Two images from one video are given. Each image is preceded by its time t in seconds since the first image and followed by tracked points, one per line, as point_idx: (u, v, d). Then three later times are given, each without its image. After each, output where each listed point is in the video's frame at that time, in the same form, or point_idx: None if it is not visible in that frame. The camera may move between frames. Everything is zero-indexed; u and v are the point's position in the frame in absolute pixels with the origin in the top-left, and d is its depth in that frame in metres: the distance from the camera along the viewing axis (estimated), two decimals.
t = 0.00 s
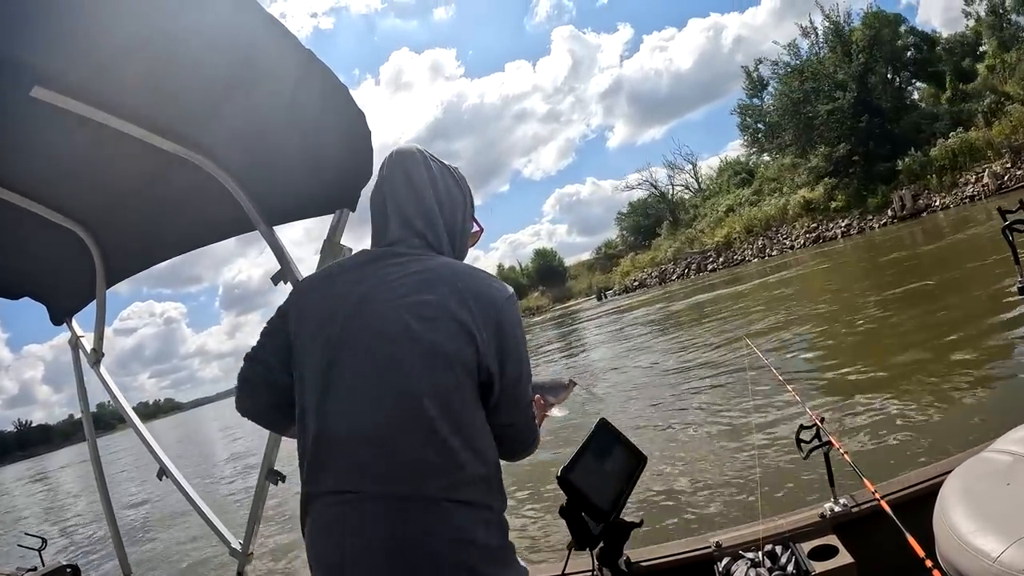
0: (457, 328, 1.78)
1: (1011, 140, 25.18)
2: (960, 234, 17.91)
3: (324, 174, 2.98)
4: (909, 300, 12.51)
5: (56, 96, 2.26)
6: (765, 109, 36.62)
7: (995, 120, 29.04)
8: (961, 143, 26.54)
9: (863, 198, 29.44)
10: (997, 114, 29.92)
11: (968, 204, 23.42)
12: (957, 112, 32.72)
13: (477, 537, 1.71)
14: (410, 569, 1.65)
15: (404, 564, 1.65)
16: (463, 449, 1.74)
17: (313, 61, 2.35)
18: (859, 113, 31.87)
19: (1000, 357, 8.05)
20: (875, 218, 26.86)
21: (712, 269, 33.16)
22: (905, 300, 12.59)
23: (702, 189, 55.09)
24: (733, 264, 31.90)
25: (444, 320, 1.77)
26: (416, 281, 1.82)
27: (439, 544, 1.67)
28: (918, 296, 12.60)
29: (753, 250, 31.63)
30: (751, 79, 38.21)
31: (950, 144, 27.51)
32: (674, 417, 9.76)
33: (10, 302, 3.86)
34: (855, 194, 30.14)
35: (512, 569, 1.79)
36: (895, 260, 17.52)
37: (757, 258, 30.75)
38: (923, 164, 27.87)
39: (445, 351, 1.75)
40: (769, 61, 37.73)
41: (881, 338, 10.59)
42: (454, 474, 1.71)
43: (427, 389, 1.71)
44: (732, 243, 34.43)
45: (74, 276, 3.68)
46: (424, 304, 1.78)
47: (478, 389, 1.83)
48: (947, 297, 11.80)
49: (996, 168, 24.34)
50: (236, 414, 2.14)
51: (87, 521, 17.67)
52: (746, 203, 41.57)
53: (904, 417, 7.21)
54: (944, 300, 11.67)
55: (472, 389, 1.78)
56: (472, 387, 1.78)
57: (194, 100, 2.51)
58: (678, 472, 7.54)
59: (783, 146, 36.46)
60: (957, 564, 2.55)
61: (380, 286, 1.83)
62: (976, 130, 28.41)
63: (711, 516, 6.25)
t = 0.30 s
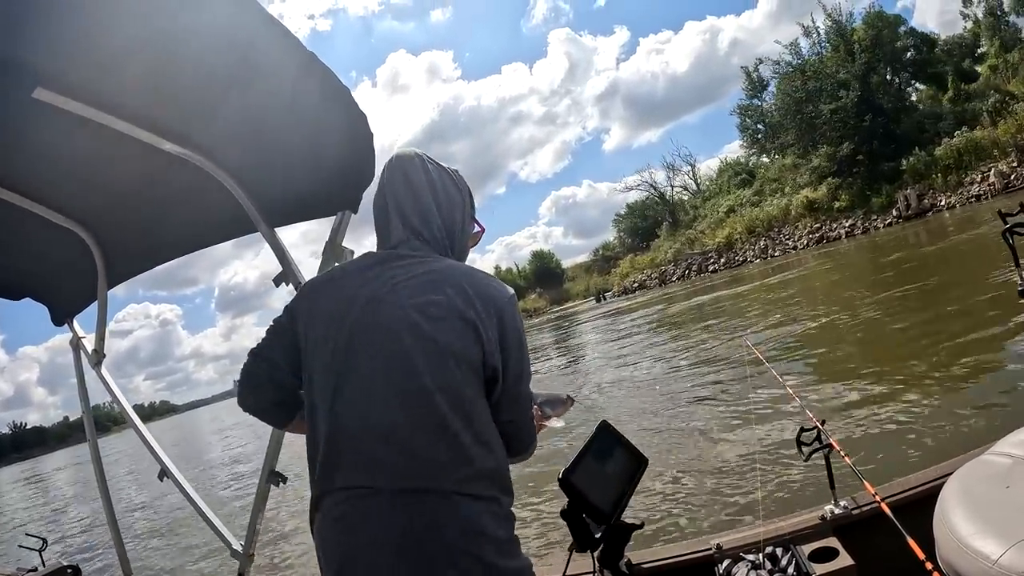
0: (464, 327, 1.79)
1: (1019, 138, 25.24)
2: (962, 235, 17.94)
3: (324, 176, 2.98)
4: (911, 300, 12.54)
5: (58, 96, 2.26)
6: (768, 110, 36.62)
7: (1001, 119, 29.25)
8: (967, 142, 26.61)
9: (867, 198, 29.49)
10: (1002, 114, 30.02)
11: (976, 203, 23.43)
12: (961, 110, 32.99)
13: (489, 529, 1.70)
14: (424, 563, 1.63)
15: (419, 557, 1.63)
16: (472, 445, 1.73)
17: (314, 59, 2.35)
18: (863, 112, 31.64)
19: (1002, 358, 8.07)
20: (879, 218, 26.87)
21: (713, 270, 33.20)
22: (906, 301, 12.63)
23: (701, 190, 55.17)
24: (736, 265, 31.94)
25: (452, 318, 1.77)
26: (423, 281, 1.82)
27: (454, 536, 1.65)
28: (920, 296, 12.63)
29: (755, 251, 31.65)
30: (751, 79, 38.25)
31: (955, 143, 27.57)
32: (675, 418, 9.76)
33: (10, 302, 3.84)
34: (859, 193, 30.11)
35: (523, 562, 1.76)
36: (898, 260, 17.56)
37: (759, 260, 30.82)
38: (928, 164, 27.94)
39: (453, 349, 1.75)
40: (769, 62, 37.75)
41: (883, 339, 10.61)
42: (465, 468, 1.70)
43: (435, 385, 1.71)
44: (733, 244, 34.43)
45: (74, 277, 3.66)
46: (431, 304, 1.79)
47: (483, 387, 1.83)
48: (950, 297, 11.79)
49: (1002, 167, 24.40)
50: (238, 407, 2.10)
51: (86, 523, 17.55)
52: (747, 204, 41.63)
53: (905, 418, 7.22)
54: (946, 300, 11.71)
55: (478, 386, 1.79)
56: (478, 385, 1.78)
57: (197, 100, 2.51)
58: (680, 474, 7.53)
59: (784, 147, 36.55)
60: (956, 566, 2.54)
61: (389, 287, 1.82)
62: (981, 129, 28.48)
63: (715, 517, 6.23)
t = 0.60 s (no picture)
0: (449, 343, 1.78)
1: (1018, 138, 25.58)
2: (961, 236, 18.04)
3: (320, 182, 2.97)
4: (910, 302, 12.60)
5: (55, 98, 2.27)
6: (766, 112, 36.69)
7: (1002, 119, 29.34)
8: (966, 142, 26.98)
9: (866, 199, 29.56)
10: (1002, 115, 30.19)
11: (977, 203, 23.54)
12: (960, 110, 33.63)
13: (464, 539, 1.70)
14: (401, 570, 1.63)
15: (395, 565, 1.63)
16: (449, 457, 1.73)
17: (313, 67, 2.35)
18: (861, 113, 31.33)
19: (1000, 359, 8.12)
20: (879, 219, 26.93)
21: (711, 272, 33.20)
22: (906, 302, 12.68)
23: (697, 192, 55.30)
24: (734, 267, 31.98)
25: (436, 333, 1.77)
26: (409, 299, 1.82)
27: (431, 544, 1.65)
28: (920, 298, 12.68)
29: (752, 253, 31.71)
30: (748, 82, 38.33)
31: (954, 144, 27.87)
32: (674, 420, 9.76)
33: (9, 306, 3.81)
34: (858, 195, 30.19)
35: (501, 569, 1.78)
36: (896, 262, 17.64)
37: (757, 261, 30.87)
38: (927, 165, 28.13)
39: (436, 364, 1.75)
40: (766, 64, 37.86)
41: (881, 341, 10.65)
42: (443, 478, 1.70)
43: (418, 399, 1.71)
44: (731, 245, 34.48)
45: (74, 281, 3.64)
46: (416, 320, 1.78)
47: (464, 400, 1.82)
48: (949, 299, 11.83)
49: (1003, 167, 24.53)
50: (257, 430, 2.19)
51: (80, 528, 17.36)
52: (743, 206, 41.73)
53: (905, 420, 7.25)
54: (945, 302, 11.77)
55: (461, 402, 1.78)
56: (460, 400, 1.78)
57: (192, 104, 2.50)
58: (680, 476, 7.53)
59: (780, 149, 36.66)
60: (952, 567, 2.55)
61: (375, 303, 1.83)
62: (980, 131, 28.66)
63: (717, 520, 6.23)
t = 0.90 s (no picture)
0: (442, 359, 1.77)
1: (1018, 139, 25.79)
2: (958, 240, 18.12)
3: (317, 185, 2.95)
4: (906, 306, 12.65)
5: (55, 103, 2.27)
6: (762, 117, 36.82)
7: (999, 122, 29.49)
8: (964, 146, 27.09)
9: (864, 202, 29.65)
10: (999, 117, 30.42)
11: (977, 206, 23.64)
12: (955, 115, 33.88)
13: (446, 550, 1.70)
14: None
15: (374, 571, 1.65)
16: (435, 471, 1.72)
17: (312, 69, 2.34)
18: (858, 116, 31.74)
19: (995, 363, 8.15)
20: (877, 222, 26.98)
21: (707, 277, 33.28)
22: (902, 306, 12.73)
23: (691, 197, 55.49)
24: (730, 271, 32.03)
25: (430, 350, 1.76)
26: (406, 316, 1.82)
27: (411, 554, 1.66)
28: (917, 301, 12.73)
29: (748, 258, 31.82)
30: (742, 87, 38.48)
31: (951, 147, 27.99)
32: (671, 424, 9.75)
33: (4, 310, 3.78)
34: (855, 199, 30.20)
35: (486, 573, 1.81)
36: (893, 265, 17.71)
37: (754, 265, 30.93)
38: (925, 168, 28.28)
39: (428, 376, 1.74)
40: (761, 69, 38.03)
41: (877, 345, 10.68)
42: (426, 489, 1.70)
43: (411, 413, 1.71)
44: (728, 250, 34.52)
45: (70, 285, 3.61)
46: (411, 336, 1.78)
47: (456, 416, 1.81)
48: (945, 303, 11.86)
49: (1002, 170, 24.68)
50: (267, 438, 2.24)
51: (71, 536, 17.13)
52: (738, 211, 41.87)
53: (901, 423, 7.27)
54: (941, 305, 11.81)
55: (452, 418, 1.77)
56: (451, 416, 1.77)
57: (189, 104, 2.47)
58: (677, 481, 7.51)
59: (775, 153, 36.81)
60: (946, 568, 2.55)
61: (374, 315, 1.83)
62: (977, 134, 28.89)
63: (715, 523, 6.21)
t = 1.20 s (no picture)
0: (475, 377, 2.16)
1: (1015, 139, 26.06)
2: (957, 240, 18.16)
3: (318, 191, 2.94)
4: (904, 307, 12.68)
5: (45, 104, 2.23)
6: (759, 118, 36.87)
7: (998, 123, 29.60)
8: (963, 145, 27.23)
9: (862, 202, 29.73)
10: (998, 116, 30.57)
11: (978, 205, 23.73)
12: (954, 115, 33.96)
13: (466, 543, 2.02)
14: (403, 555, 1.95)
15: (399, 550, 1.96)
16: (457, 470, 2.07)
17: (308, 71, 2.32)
18: (856, 117, 31.87)
19: (990, 363, 8.17)
20: (877, 223, 27.07)
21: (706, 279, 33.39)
22: (900, 307, 12.75)
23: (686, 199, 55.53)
24: (729, 273, 32.07)
25: (465, 368, 2.15)
26: (445, 339, 2.22)
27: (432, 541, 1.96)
28: (915, 302, 12.76)
29: (745, 260, 31.93)
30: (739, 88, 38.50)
31: (950, 147, 28.10)
32: (668, 426, 9.74)
33: None
34: (853, 199, 30.32)
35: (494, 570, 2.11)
36: (891, 266, 17.74)
37: (753, 267, 31.01)
38: (924, 168, 28.41)
39: (462, 389, 2.12)
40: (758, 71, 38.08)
41: (873, 346, 10.70)
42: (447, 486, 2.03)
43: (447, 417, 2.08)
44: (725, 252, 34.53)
45: (61, 287, 3.58)
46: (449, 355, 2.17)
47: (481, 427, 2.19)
48: (942, 304, 11.89)
49: (1003, 169, 24.80)
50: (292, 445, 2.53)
51: (63, 541, 16.92)
52: (734, 212, 41.91)
53: (896, 423, 7.29)
54: (938, 306, 11.84)
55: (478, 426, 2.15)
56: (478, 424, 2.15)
57: (185, 107, 2.45)
58: (674, 481, 7.51)
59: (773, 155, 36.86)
60: (938, 567, 2.56)
61: (415, 336, 2.24)
62: (975, 134, 29.08)
63: (712, 524, 6.21)
